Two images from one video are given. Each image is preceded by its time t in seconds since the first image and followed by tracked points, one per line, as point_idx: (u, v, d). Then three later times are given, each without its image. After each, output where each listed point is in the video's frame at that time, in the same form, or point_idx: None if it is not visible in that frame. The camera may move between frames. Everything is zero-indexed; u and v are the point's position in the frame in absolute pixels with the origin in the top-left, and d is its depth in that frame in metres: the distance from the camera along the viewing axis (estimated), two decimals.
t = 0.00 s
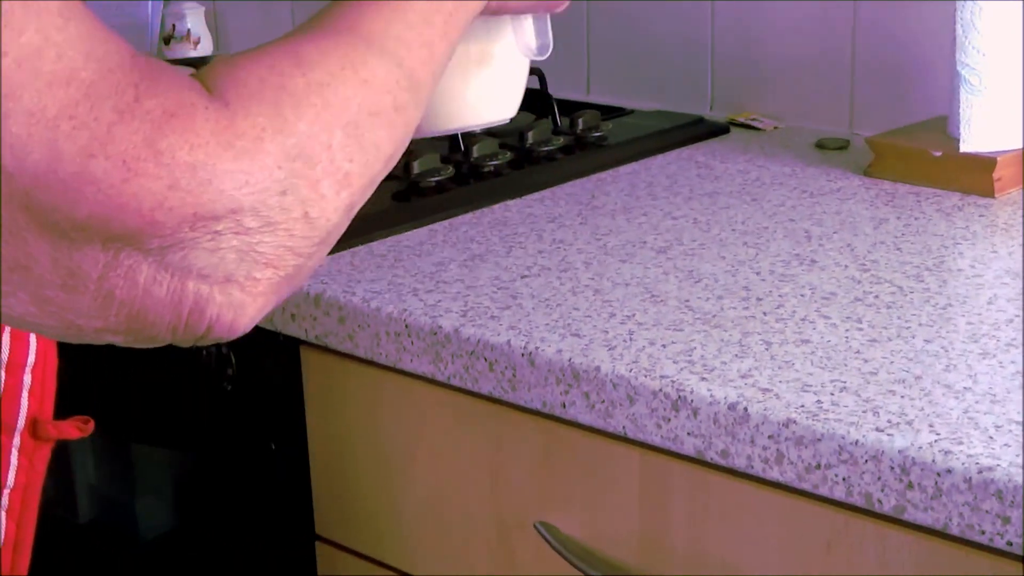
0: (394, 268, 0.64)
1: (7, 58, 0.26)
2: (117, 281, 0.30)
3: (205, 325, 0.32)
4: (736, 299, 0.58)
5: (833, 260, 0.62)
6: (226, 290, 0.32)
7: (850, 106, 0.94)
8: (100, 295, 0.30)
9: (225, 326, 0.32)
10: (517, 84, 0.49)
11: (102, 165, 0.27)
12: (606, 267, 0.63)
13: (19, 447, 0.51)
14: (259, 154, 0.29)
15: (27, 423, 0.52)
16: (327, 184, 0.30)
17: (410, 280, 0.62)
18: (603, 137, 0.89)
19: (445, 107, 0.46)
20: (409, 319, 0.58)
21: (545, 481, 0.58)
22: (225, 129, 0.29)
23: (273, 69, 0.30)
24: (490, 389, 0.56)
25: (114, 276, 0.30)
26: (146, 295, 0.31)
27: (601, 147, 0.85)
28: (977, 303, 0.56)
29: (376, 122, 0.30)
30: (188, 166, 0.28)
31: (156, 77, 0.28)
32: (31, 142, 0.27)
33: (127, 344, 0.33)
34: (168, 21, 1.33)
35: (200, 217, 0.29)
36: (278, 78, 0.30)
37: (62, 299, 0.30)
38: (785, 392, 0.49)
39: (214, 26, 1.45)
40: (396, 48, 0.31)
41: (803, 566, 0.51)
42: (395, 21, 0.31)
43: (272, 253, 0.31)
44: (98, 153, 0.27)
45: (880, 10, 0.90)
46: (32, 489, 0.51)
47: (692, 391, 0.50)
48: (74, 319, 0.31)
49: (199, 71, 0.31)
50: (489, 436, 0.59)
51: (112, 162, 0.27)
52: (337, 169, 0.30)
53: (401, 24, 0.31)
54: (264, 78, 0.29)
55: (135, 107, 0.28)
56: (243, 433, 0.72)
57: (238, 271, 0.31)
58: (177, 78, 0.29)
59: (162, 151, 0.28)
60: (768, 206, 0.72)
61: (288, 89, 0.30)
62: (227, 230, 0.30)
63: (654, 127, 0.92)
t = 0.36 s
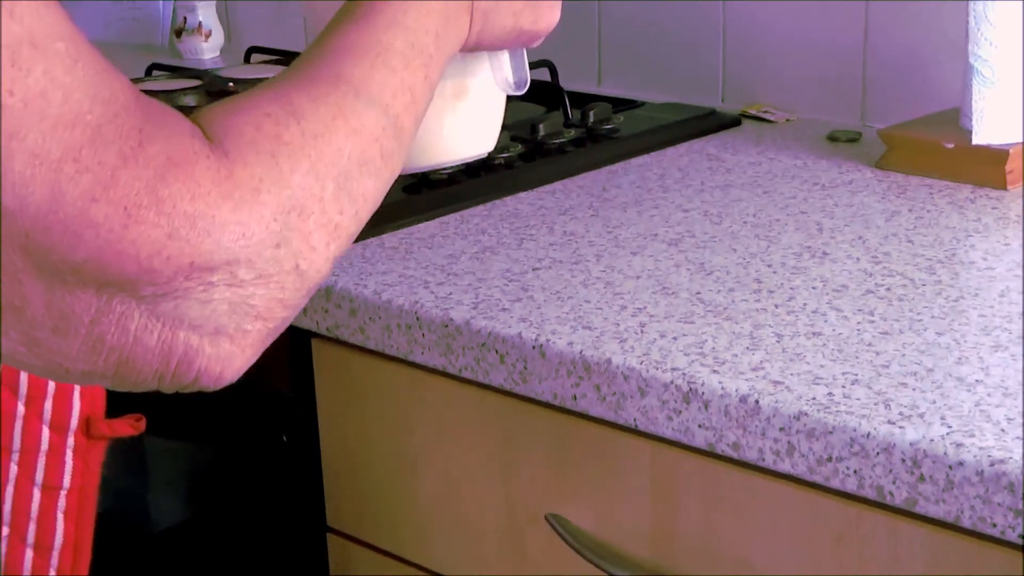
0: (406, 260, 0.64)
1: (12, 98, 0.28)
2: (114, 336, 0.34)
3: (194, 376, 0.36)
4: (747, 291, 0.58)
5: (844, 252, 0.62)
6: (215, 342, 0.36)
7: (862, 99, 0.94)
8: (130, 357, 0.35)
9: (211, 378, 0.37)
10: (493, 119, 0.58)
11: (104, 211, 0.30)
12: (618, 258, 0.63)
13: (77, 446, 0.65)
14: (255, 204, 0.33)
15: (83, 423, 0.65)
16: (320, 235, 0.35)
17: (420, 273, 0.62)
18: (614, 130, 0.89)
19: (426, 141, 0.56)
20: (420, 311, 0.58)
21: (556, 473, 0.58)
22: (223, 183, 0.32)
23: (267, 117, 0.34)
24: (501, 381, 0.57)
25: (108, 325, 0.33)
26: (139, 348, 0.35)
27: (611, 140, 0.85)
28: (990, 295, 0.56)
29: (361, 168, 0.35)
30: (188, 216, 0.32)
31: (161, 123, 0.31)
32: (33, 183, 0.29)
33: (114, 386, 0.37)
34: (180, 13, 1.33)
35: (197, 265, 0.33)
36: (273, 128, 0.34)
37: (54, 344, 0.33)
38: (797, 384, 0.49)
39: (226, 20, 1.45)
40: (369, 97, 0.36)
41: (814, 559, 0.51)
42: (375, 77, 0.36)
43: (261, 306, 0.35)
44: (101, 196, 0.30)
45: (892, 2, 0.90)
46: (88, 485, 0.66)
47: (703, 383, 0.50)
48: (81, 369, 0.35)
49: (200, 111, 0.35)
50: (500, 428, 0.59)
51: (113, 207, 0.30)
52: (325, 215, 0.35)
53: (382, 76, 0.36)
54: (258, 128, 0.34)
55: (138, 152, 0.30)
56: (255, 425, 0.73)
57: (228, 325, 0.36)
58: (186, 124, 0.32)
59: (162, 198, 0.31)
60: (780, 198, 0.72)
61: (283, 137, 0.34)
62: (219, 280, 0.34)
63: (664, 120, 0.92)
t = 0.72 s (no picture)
0: (415, 253, 0.64)
1: (64, 135, 0.32)
2: (139, 380, 0.38)
3: (204, 429, 0.41)
4: (757, 284, 0.58)
5: (854, 245, 0.62)
6: (236, 394, 0.40)
7: (872, 92, 0.94)
8: (149, 402, 0.39)
9: (224, 429, 0.41)
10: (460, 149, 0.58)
11: (146, 252, 0.34)
12: (627, 252, 0.63)
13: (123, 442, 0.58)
14: (283, 253, 0.37)
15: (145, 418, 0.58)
16: (340, 286, 0.39)
17: (431, 266, 0.62)
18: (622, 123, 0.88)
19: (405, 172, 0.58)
20: (431, 304, 0.58)
21: (566, 465, 0.58)
22: (257, 233, 0.36)
23: (291, 166, 0.38)
24: (511, 374, 0.57)
25: (135, 369, 0.37)
26: (161, 395, 0.39)
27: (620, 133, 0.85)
28: (1001, 288, 0.56)
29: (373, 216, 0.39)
30: (226, 261, 0.36)
31: (198, 172, 0.35)
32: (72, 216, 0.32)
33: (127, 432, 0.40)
34: (190, 5, 1.33)
35: (230, 307, 0.37)
36: (300, 178, 0.38)
37: (78, 381, 0.37)
38: (806, 377, 0.49)
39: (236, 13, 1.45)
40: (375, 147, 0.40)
41: (824, 552, 0.50)
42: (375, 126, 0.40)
43: (283, 357, 0.40)
44: (147, 236, 0.34)
45: None
46: (133, 480, 0.60)
47: (713, 376, 0.50)
48: (96, 408, 0.38)
49: (225, 155, 0.39)
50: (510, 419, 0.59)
51: (156, 245, 0.34)
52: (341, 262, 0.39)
53: (383, 125, 0.40)
54: (283, 177, 0.38)
55: (180, 195, 0.34)
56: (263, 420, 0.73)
57: (252, 378, 0.40)
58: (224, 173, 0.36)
59: (201, 245, 0.35)
60: (790, 190, 0.72)
61: (307, 188, 0.38)
62: (249, 329, 0.38)
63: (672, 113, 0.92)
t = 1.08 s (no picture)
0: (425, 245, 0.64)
1: (144, 139, 0.30)
2: (212, 383, 0.35)
3: (269, 433, 0.37)
4: (769, 277, 0.58)
5: (865, 238, 0.62)
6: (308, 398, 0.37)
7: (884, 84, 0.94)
8: (219, 407, 0.35)
9: (298, 433, 0.38)
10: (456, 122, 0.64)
11: (224, 254, 0.31)
12: (638, 245, 0.63)
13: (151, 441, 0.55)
14: (354, 257, 0.34)
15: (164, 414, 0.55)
16: (397, 289, 0.36)
17: (442, 258, 0.62)
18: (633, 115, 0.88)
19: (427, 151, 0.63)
20: (442, 297, 0.58)
21: (576, 457, 0.58)
22: (328, 240, 0.33)
23: (349, 169, 0.35)
24: (521, 367, 0.57)
25: (208, 372, 0.34)
26: (232, 398, 0.35)
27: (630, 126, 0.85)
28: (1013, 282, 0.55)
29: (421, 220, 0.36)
30: (299, 267, 0.33)
31: (266, 166, 0.33)
32: (151, 210, 0.30)
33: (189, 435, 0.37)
34: None
35: (302, 318, 0.34)
36: (358, 181, 0.35)
37: (148, 384, 0.34)
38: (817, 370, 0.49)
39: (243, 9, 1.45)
40: (418, 148, 0.37)
41: (835, 546, 0.50)
42: (416, 125, 0.37)
43: (351, 359, 0.37)
44: (223, 241, 0.31)
45: None
46: (165, 481, 0.57)
47: (724, 369, 0.50)
48: (165, 411, 0.35)
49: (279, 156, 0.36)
50: (522, 413, 0.59)
51: (233, 251, 0.31)
52: (401, 269, 0.36)
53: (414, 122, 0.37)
54: (343, 182, 0.35)
55: (255, 198, 0.32)
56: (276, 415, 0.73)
57: (321, 383, 0.37)
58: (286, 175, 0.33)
59: (279, 249, 0.32)
60: (801, 183, 0.71)
61: (366, 192, 0.35)
62: (317, 334, 0.35)
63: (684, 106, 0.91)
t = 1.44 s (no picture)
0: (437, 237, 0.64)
1: (245, 121, 0.30)
2: (309, 360, 0.34)
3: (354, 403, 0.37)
4: (779, 271, 0.58)
5: (877, 231, 0.62)
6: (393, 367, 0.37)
7: (896, 76, 0.93)
8: (315, 381, 0.35)
9: (377, 404, 0.37)
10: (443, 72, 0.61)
11: (325, 230, 0.32)
12: (649, 238, 0.63)
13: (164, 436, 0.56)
14: (432, 231, 0.35)
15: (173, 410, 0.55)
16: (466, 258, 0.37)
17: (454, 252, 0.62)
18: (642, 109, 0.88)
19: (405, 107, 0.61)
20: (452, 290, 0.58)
21: (587, 450, 0.58)
22: (411, 214, 0.34)
23: (413, 144, 0.35)
24: (533, 360, 0.57)
25: (305, 345, 0.34)
26: (328, 371, 0.35)
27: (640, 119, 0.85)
28: None
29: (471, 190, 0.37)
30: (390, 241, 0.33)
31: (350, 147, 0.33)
32: (257, 189, 0.30)
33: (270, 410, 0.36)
34: None
35: (392, 289, 0.34)
36: (421, 155, 0.35)
37: (247, 362, 0.33)
38: (828, 364, 0.49)
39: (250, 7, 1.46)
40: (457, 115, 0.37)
41: (847, 540, 0.50)
42: (449, 95, 0.38)
43: (430, 330, 0.37)
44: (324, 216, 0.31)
45: None
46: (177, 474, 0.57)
47: (735, 362, 0.50)
48: (264, 386, 0.34)
49: (341, 128, 0.36)
50: (533, 406, 0.59)
51: (333, 226, 0.32)
52: (465, 242, 0.36)
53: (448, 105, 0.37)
54: (411, 156, 0.35)
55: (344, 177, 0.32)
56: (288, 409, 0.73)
57: (407, 353, 0.37)
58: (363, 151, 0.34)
59: (371, 223, 0.33)
60: (812, 177, 0.71)
61: (433, 167, 0.35)
62: (403, 306, 0.35)
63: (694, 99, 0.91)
